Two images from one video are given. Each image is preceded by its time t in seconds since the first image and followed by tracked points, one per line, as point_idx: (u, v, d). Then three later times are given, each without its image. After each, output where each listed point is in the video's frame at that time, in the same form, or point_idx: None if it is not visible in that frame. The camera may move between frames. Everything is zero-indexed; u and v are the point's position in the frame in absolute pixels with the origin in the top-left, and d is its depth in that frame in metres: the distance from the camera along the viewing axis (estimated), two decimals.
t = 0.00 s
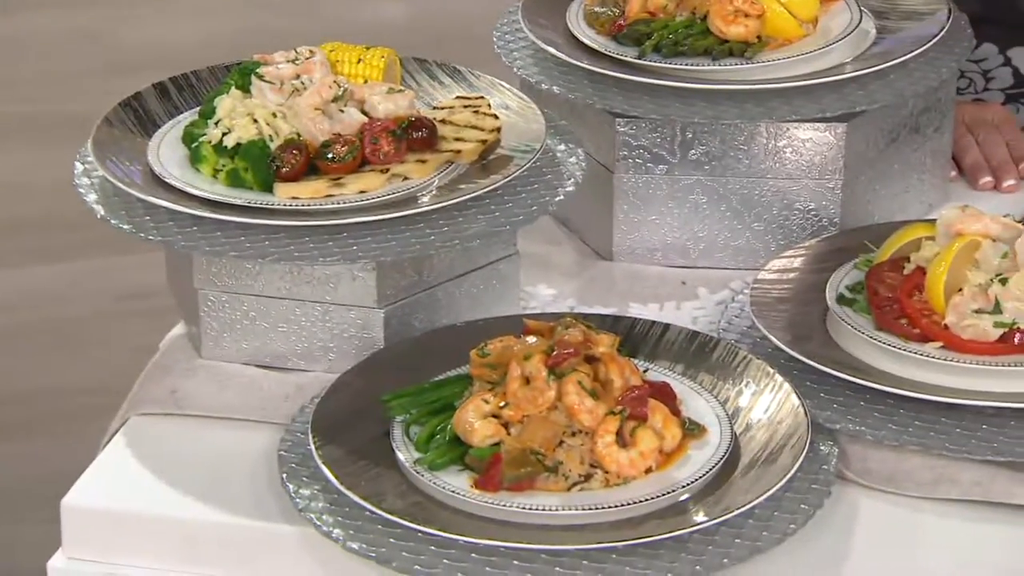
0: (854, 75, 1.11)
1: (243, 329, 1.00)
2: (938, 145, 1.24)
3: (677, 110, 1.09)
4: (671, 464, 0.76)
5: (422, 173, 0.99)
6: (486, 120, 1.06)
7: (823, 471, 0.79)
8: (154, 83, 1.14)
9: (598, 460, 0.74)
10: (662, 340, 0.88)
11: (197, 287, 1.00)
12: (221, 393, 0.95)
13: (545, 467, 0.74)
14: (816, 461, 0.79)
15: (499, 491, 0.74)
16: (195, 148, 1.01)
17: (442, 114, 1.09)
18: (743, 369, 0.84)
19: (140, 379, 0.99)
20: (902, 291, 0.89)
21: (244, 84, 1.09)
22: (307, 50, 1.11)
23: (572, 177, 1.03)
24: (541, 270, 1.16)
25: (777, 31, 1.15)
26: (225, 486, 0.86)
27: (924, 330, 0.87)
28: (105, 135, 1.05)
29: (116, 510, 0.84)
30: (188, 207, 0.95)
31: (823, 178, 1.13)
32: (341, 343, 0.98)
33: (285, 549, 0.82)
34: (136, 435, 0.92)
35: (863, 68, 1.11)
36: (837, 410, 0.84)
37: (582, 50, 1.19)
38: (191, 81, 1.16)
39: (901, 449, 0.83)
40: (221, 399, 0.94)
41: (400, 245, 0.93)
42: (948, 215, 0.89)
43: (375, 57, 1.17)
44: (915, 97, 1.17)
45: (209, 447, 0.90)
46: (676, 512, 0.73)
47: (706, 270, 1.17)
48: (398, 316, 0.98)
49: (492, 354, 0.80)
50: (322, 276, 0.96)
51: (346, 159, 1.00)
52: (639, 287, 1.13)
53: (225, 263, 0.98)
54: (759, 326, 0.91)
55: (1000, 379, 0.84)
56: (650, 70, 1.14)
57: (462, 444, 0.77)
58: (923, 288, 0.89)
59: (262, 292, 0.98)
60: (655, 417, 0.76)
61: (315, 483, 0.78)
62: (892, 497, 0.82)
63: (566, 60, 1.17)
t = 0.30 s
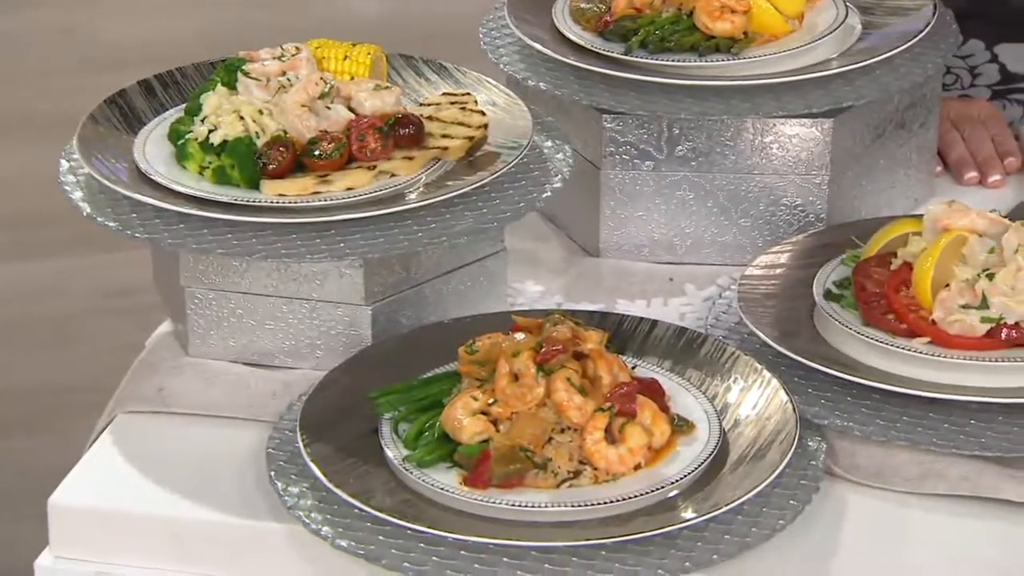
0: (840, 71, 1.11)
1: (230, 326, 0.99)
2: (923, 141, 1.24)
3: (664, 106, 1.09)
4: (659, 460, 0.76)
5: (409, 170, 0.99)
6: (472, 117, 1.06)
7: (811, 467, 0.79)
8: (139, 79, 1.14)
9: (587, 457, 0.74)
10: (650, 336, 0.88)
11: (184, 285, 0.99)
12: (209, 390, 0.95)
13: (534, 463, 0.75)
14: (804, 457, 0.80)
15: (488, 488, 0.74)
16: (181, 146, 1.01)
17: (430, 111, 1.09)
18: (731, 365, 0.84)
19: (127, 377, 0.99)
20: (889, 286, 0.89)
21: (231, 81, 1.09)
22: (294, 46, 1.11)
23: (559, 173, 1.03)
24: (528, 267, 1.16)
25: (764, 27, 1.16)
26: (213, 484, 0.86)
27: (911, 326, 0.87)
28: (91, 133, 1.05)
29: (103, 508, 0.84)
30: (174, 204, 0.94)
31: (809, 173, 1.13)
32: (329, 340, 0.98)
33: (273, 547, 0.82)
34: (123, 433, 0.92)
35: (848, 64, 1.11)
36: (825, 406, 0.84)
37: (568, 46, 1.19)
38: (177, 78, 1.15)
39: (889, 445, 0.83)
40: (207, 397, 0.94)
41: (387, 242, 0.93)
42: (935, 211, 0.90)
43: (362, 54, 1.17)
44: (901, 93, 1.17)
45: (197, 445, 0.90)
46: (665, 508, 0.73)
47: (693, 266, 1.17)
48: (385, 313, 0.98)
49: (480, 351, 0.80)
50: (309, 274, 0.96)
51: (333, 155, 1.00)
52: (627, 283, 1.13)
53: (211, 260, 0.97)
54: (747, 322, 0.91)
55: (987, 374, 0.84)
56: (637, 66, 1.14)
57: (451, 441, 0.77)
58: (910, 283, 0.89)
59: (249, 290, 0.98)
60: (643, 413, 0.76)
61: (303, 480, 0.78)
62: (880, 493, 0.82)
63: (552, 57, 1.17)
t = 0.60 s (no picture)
0: (827, 66, 1.11)
1: (218, 323, 0.99)
2: (910, 136, 1.25)
3: (652, 102, 1.09)
4: (650, 456, 0.76)
5: (398, 166, 0.99)
6: (460, 112, 1.06)
7: (801, 462, 0.79)
8: (125, 76, 1.13)
9: (577, 453, 0.74)
10: (639, 331, 0.88)
11: (172, 282, 0.99)
12: (197, 387, 0.95)
13: (524, 459, 0.75)
14: (794, 452, 0.80)
15: (478, 485, 0.74)
16: (168, 142, 1.00)
17: (417, 106, 1.08)
18: (720, 361, 0.84)
19: (114, 374, 0.98)
20: (877, 281, 0.89)
21: (218, 77, 1.09)
22: (280, 42, 1.12)
23: (547, 169, 1.03)
24: (517, 263, 1.16)
25: (751, 21, 1.15)
26: (202, 481, 0.85)
27: (899, 320, 0.87)
28: (77, 129, 1.04)
29: (92, 506, 0.83)
30: (161, 201, 0.94)
31: (797, 168, 1.13)
32: (317, 337, 0.98)
33: (262, 544, 0.81)
34: (111, 430, 0.91)
35: (835, 59, 1.11)
36: (814, 401, 0.84)
37: (555, 42, 1.19)
38: (163, 74, 1.15)
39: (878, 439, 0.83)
40: (195, 394, 0.94)
41: (375, 238, 0.93)
42: (922, 206, 0.90)
43: (349, 51, 1.18)
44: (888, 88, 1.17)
45: (186, 442, 0.89)
46: (655, 503, 0.73)
47: (681, 261, 1.17)
48: (374, 310, 0.98)
49: (470, 347, 0.80)
50: (297, 270, 0.96)
51: (320, 152, 1.00)
52: (615, 279, 1.13)
53: (199, 257, 0.97)
54: (735, 317, 0.91)
55: (976, 369, 0.84)
56: (625, 62, 1.14)
57: (440, 437, 0.76)
58: (898, 278, 0.90)
59: (237, 286, 0.98)
60: (633, 409, 0.76)
61: (293, 477, 0.78)
62: (869, 487, 0.82)
63: (540, 52, 1.17)
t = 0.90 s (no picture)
0: (813, 62, 1.11)
1: (205, 320, 0.99)
2: (896, 131, 1.25)
3: (638, 98, 1.09)
4: (639, 452, 0.76)
5: (385, 162, 0.99)
6: (447, 109, 1.06)
7: (790, 458, 0.79)
8: (110, 72, 1.13)
9: (566, 449, 0.74)
10: (627, 327, 0.88)
11: (159, 279, 0.99)
12: (184, 385, 0.95)
13: (514, 456, 0.74)
14: (783, 447, 0.80)
15: (468, 481, 0.74)
16: (154, 139, 1.00)
17: (404, 103, 1.08)
18: (708, 357, 0.84)
19: (101, 372, 0.98)
20: (865, 276, 0.90)
21: (203, 74, 1.09)
22: (267, 38, 1.11)
23: (535, 165, 1.03)
24: (504, 259, 1.16)
25: (737, 18, 1.15)
26: (191, 478, 0.85)
27: (887, 316, 0.87)
28: (63, 126, 1.04)
29: (80, 504, 0.83)
30: (148, 197, 0.94)
31: (784, 163, 1.13)
32: (305, 334, 0.98)
33: (251, 542, 0.81)
34: (98, 428, 0.91)
35: (822, 55, 1.11)
36: (803, 396, 0.84)
37: (541, 37, 1.19)
38: (148, 71, 1.15)
39: (866, 435, 0.83)
40: (183, 391, 0.94)
41: (363, 235, 0.92)
42: (909, 202, 0.91)
43: (335, 46, 1.17)
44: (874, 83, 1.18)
45: (175, 439, 0.89)
46: (645, 499, 0.73)
47: (668, 257, 1.17)
48: (361, 306, 0.98)
49: (459, 343, 0.80)
50: (285, 267, 0.96)
51: (308, 148, 1.00)
52: (603, 275, 1.13)
53: (186, 254, 0.97)
54: (723, 312, 0.91)
55: (963, 364, 0.84)
56: (612, 58, 1.14)
57: (429, 434, 0.76)
58: (886, 273, 0.90)
59: (224, 283, 0.98)
60: (622, 405, 0.76)
61: (282, 474, 0.78)
62: (858, 483, 0.82)
63: (526, 48, 1.16)
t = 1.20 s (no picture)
0: (800, 59, 1.11)
1: (194, 319, 0.99)
2: (882, 128, 1.25)
3: (626, 95, 1.09)
4: (629, 450, 0.76)
5: (373, 160, 0.99)
6: (435, 107, 1.05)
7: (780, 455, 0.79)
8: (97, 71, 1.13)
9: (557, 447, 0.74)
10: (616, 325, 0.88)
11: (147, 278, 0.99)
12: (173, 384, 0.94)
13: (504, 454, 0.75)
14: (772, 445, 0.80)
15: (458, 480, 0.74)
16: (141, 138, 1.00)
17: (392, 101, 1.08)
18: (698, 354, 0.85)
19: (89, 372, 0.98)
20: (853, 274, 0.90)
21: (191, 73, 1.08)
22: (254, 37, 1.10)
23: (524, 163, 1.03)
24: (492, 257, 1.15)
25: (724, 14, 1.16)
26: (180, 479, 0.85)
27: (876, 313, 0.87)
28: (49, 125, 1.04)
29: (69, 504, 0.83)
30: (136, 197, 0.94)
31: (771, 161, 1.13)
32: (294, 333, 0.98)
33: (241, 541, 0.81)
34: (87, 428, 0.91)
35: (808, 52, 1.11)
36: (793, 393, 0.84)
37: (529, 35, 1.19)
38: (135, 70, 1.14)
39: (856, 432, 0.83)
40: (172, 390, 0.93)
41: (352, 233, 0.92)
42: (897, 199, 0.91)
43: (323, 45, 1.16)
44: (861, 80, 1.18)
45: (164, 439, 0.89)
46: (636, 497, 0.73)
47: (656, 254, 1.18)
48: (350, 305, 0.97)
49: (448, 342, 0.80)
50: (273, 266, 0.96)
51: (296, 147, 0.99)
52: (591, 273, 1.13)
53: (174, 253, 0.97)
54: (712, 310, 0.91)
55: (952, 360, 0.84)
56: (599, 55, 1.14)
57: (419, 433, 0.76)
58: (874, 270, 0.90)
59: (212, 283, 0.97)
60: (612, 403, 0.76)
61: (271, 474, 0.78)
62: (847, 480, 0.83)
63: (513, 46, 1.16)
